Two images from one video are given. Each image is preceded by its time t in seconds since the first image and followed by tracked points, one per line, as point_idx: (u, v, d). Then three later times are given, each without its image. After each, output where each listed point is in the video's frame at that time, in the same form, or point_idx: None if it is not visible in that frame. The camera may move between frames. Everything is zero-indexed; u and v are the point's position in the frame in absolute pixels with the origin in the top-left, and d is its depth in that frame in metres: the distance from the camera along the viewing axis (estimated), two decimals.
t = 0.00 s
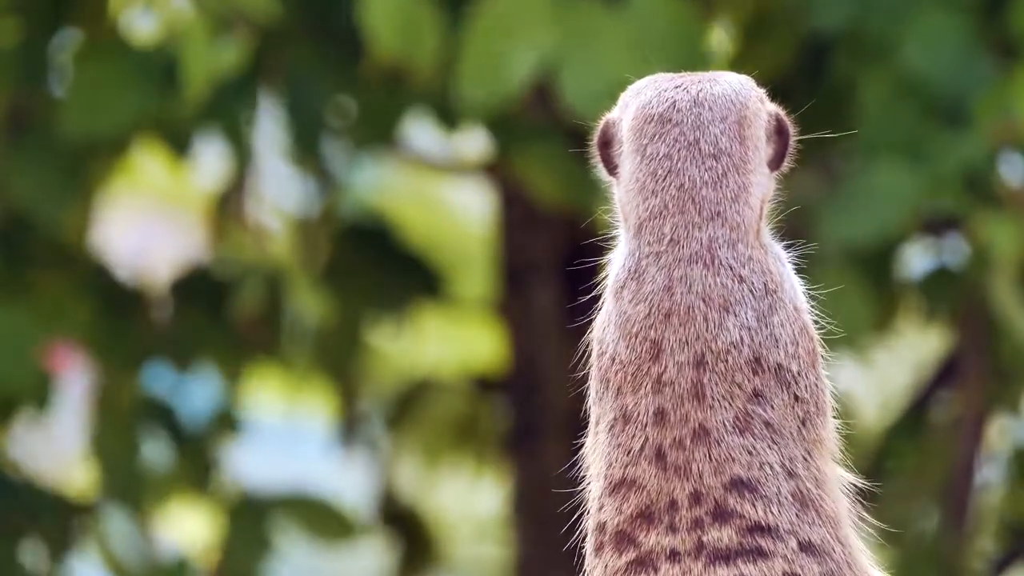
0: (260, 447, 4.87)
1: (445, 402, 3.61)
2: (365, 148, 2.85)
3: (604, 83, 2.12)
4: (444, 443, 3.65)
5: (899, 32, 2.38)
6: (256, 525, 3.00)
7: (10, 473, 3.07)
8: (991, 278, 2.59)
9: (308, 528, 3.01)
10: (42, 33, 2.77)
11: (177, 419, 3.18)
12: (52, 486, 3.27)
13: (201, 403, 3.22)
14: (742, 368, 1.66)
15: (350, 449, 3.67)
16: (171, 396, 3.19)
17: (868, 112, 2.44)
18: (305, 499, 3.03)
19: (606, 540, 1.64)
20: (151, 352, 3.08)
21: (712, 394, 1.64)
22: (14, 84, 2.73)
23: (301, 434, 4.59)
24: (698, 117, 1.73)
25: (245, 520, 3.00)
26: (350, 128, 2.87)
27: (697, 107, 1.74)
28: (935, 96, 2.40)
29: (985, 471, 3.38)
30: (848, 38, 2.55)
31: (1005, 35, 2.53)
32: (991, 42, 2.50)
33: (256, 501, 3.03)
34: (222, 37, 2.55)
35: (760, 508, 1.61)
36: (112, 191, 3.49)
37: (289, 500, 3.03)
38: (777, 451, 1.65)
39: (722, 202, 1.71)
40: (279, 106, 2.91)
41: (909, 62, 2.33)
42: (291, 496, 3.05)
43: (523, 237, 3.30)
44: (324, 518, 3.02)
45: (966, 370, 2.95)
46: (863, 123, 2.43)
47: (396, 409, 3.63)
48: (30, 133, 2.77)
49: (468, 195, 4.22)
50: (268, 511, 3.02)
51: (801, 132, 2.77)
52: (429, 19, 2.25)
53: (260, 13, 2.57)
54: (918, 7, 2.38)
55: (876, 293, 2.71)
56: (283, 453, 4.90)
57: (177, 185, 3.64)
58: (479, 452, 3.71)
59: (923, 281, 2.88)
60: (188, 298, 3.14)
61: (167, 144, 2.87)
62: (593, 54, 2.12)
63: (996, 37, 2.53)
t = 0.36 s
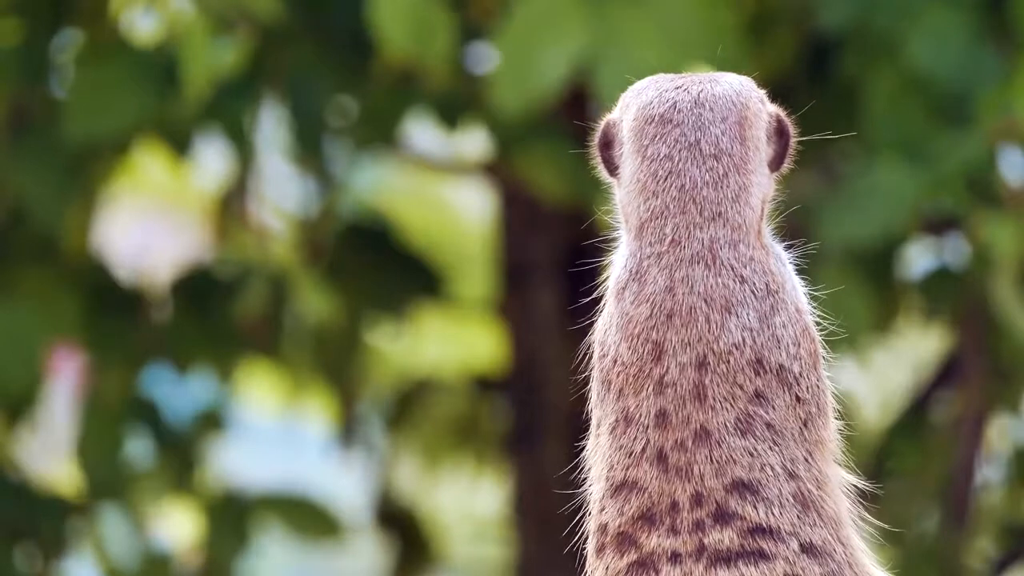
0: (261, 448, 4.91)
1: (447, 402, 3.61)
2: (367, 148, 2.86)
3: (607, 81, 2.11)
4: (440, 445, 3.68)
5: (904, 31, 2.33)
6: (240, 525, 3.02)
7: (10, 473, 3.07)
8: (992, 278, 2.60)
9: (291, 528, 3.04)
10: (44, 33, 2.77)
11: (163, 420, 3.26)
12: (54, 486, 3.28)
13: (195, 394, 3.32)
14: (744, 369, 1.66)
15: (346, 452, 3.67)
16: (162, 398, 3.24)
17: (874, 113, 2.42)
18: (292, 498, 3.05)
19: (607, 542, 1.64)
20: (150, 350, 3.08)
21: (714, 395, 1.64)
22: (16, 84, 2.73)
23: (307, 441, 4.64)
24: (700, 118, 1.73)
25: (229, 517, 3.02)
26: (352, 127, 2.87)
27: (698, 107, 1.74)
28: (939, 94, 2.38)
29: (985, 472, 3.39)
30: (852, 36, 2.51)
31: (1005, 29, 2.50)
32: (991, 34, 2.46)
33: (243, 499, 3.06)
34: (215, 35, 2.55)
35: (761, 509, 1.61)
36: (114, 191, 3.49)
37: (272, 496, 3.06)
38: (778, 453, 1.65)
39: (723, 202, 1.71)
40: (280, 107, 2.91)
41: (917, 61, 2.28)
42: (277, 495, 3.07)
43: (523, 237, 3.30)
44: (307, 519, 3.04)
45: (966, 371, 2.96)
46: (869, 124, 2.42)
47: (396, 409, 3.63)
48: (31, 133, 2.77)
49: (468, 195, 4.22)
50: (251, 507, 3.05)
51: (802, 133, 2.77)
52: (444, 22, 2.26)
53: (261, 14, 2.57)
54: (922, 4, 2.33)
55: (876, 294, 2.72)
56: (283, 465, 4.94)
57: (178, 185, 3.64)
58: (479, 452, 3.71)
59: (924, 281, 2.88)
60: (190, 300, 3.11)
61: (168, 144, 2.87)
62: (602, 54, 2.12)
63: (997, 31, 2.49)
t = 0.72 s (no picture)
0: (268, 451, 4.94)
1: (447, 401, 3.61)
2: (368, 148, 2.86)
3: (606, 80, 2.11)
4: (441, 443, 3.68)
5: (903, 31, 2.33)
6: (251, 525, 3.01)
7: (10, 474, 3.07)
8: (992, 278, 2.60)
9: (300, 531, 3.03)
10: (43, 34, 2.77)
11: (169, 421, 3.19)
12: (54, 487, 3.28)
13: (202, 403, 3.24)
14: (742, 370, 1.66)
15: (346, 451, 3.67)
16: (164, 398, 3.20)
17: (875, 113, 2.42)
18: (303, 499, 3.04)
19: (606, 543, 1.64)
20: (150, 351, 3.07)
21: (713, 395, 1.64)
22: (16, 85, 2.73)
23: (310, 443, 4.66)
24: (699, 118, 1.73)
25: (236, 517, 3.01)
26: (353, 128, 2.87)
27: (698, 107, 1.73)
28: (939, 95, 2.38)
29: (985, 472, 3.38)
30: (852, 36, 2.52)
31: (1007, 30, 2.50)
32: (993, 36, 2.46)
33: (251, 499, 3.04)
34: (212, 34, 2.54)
35: (760, 510, 1.61)
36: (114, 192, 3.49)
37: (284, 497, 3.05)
38: (777, 454, 1.65)
39: (722, 202, 1.71)
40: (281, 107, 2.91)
41: (916, 61, 2.27)
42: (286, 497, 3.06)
43: (524, 237, 3.30)
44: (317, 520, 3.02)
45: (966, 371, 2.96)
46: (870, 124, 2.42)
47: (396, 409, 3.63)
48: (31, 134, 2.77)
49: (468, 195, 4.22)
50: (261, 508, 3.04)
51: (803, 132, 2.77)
52: (431, 21, 2.25)
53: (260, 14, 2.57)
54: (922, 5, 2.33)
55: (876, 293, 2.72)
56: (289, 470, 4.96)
57: (178, 185, 3.64)
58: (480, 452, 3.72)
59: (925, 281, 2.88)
60: (190, 299, 3.10)
61: (168, 145, 2.87)
62: (602, 53, 2.12)
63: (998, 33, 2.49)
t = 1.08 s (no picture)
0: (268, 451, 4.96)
1: (446, 401, 3.61)
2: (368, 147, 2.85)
3: (605, 80, 2.10)
4: (442, 444, 3.71)
5: (904, 30, 2.33)
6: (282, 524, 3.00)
7: (11, 473, 3.07)
8: (992, 277, 2.60)
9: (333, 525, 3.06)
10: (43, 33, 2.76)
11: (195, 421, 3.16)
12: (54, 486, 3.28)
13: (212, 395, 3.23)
14: (742, 371, 1.66)
15: (346, 451, 3.66)
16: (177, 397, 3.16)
17: (877, 113, 2.42)
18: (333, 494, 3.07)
19: (606, 544, 1.64)
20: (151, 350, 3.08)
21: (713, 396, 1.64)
22: (16, 85, 2.73)
23: (310, 445, 4.68)
24: (700, 118, 1.73)
25: (266, 517, 3.00)
26: (353, 127, 2.87)
27: (699, 107, 1.73)
28: (941, 94, 2.38)
29: (986, 472, 3.38)
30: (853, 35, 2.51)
31: (1007, 31, 2.50)
32: (995, 37, 2.46)
33: (277, 501, 3.04)
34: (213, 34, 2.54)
35: (759, 511, 1.61)
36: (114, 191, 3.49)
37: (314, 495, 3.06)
38: (777, 455, 1.65)
39: (723, 202, 1.71)
40: (281, 107, 2.90)
41: (916, 61, 2.27)
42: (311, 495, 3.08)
43: (523, 237, 3.30)
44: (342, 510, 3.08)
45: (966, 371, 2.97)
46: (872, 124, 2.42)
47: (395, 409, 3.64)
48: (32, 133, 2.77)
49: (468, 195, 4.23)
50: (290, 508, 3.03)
51: (803, 132, 2.77)
52: (432, 21, 2.25)
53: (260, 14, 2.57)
54: (924, 4, 2.32)
55: (877, 294, 2.72)
56: (290, 471, 4.98)
57: (178, 185, 3.64)
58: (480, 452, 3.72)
59: (925, 281, 2.88)
60: (190, 297, 3.12)
61: (168, 144, 2.87)
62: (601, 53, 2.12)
63: (999, 33, 2.50)
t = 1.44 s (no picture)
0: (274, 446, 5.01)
1: (446, 401, 3.61)
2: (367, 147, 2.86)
3: (604, 81, 2.10)
4: (442, 443, 3.69)
5: (903, 30, 2.33)
6: (292, 528, 2.98)
7: (11, 473, 3.06)
8: (992, 278, 2.60)
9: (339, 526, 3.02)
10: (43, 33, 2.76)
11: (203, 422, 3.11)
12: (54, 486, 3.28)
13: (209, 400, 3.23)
14: (741, 371, 1.66)
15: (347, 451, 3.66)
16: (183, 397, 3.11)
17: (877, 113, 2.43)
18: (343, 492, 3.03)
19: (606, 544, 1.64)
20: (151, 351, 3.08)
21: (712, 397, 1.64)
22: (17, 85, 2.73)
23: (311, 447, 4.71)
24: (699, 118, 1.73)
25: (278, 524, 2.98)
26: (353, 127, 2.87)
27: (698, 108, 1.73)
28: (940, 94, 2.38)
29: (986, 472, 3.38)
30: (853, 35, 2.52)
31: (1006, 32, 2.50)
32: (994, 38, 2.46)
33: (288, 503, 3.01)
34: (210, 36, 2.54)
35: (758, 512, 1.61)
36: (114, 191, 3.49)
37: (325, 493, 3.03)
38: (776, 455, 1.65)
39: (722, 203, 1.71)
40: (281, 107, 2.91)
41: (916, 60, 2.27)
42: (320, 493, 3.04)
43: (523, 237, 3.30)
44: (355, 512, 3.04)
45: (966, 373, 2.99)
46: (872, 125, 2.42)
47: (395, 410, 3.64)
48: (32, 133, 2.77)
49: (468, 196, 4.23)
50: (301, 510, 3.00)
51: (803, 132, 2.77)
52: (433, 21, 2.25)
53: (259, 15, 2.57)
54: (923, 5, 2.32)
55: (877, 295, 2.72)
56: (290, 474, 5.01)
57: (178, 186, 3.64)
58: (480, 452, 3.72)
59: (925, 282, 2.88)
60: (189, 297, 3.14)
61: (168, 144, 2.87)
62: (600, 55, 2.12)
63: (999, 34, 2.50)
